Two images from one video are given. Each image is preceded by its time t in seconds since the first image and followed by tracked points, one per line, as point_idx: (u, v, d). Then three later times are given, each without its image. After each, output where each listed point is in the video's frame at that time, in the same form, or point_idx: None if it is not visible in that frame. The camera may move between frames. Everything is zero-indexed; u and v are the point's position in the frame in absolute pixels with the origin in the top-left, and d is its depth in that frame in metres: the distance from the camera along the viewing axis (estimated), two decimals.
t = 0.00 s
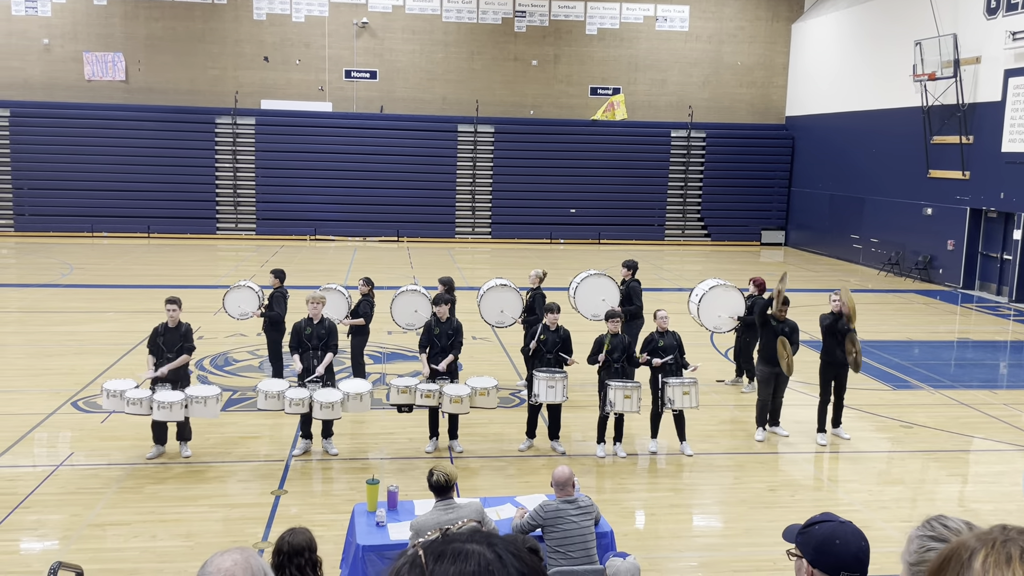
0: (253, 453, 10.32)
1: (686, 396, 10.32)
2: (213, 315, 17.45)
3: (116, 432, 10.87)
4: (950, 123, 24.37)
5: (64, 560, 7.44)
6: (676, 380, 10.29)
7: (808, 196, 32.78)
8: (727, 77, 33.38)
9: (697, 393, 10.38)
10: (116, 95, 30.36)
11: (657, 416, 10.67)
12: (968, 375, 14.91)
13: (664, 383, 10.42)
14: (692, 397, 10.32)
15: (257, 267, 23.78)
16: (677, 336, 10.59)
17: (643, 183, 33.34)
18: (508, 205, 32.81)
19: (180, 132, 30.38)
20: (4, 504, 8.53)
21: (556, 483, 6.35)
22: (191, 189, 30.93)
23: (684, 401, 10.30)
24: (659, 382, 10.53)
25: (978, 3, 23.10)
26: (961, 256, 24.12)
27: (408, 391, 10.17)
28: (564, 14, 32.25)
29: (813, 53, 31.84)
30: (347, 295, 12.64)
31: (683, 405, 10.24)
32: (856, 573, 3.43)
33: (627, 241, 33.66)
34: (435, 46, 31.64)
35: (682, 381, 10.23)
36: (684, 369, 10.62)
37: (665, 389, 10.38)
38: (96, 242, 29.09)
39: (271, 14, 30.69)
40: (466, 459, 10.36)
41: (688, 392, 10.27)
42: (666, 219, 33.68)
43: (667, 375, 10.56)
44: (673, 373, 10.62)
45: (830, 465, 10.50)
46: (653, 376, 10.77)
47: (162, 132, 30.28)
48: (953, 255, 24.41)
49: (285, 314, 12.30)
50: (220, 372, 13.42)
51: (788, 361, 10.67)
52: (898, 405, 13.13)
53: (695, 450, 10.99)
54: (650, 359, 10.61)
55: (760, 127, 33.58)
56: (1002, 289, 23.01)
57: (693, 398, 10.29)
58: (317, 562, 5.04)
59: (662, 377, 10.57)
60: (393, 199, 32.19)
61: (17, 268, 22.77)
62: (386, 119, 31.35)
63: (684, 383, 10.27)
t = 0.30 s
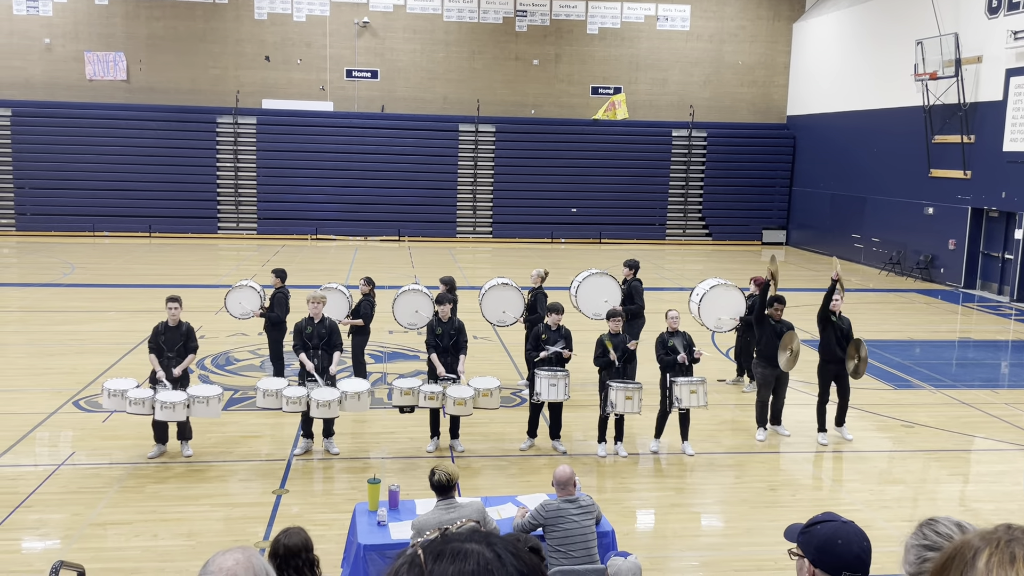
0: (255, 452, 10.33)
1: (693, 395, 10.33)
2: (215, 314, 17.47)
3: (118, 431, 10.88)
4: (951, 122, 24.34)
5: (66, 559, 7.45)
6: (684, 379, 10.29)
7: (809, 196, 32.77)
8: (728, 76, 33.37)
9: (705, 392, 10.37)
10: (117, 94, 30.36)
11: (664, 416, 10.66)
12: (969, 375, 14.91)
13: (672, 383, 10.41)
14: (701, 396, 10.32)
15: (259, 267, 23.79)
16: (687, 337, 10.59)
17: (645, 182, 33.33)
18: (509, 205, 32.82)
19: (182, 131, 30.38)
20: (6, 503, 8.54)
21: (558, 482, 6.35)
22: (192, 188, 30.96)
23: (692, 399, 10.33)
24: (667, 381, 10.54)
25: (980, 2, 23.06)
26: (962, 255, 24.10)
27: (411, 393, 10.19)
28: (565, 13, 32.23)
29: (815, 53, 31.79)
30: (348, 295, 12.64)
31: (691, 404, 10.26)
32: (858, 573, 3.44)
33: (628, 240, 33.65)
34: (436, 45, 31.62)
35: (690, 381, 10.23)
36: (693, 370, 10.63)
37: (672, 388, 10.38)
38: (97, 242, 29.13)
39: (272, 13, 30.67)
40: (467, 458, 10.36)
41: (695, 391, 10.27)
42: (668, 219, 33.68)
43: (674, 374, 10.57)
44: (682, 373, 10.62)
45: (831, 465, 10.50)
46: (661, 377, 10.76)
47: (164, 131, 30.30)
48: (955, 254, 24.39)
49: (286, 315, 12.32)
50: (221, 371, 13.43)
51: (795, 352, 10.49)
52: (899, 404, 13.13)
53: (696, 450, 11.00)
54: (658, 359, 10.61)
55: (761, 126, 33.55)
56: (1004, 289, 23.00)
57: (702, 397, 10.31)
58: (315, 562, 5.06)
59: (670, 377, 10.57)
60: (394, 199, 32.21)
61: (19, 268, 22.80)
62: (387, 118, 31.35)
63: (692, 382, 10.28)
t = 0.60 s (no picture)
0: (255, 451, 10.33)
1: (699, 394, 10.34)
2: (215, 314, 17.47)
3: (118, 430, 10.88)
4: (952, 122, 24.33)
5: (67, 558, 7.46)
6: (689, 378, 10.30)
7: (810, 195, 32.76)
8: (729, 76, 33.37)
9: (710, 391, 10.39)
10: (118, 93, 30.35)
11: (668, 415, 10.66)
12: (970, 374, 14.90)
13: (676, 382, 10.42)
14: (707, 394, 10.36)
15: (259, 266, 23.79)
16: (693, 337, 10.58)
17: (646, 182, 33.32)
18: (510, 204, 32.81)
19: (182, 130, 30.38)
20: (7, 503, 8.55)
21: (558, 481, 6.36)
22: (193, 187, 30.97)
23: (696, 398, 10.35)
24: (671, 381, 10.54)
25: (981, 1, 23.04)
26: (963, 255, 24.08)
27: (414, 391, 10.16)
28: (566, 12, 32.22)
29: (816, 53, 31.77)
30: (349, 294, 12.66)
31: (696, 403, 10.28)
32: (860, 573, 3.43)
33: (629, 240, 33.64)
34: (436, 44, 31.62)
35: (695, 380, 10.25)
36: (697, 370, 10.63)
37: (677, 388, 10.39)
38: (97, 241, 29.13)
39: (273, 13, 30.65)
40: (467, 458, 10.36)
41: (701, 390, 10.29)
42: (668, 218, 33.67)
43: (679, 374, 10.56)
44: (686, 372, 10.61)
45: (833, 465, 10.49)
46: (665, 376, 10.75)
47: (164, 131, 30.30)
48: (956, 254, 24.37)
49: (287, 315, 12.30)
50: (222, 370, 13.43)
51: (796, 350, 10.40)
52: (900, 404, 13.13)
53: (697, 449, 10.99)
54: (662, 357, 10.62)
55: (762, 126, 33.51)
56: (1005, 288, 22.99)
57: (707, 397, 10.32)
58: (312, 562, 5.07)
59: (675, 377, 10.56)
60: (394, 199, 32.20)
61: (20, 267, 22.80)
62: (387, 118, 31.35)
63: (697, 381, 10.29)
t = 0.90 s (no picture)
0: (256, 450, 10.33)
1: (697, 397, 10.32)
2: (216, 313, 17.47)
3: (119, 429, 10.88)
4: (953, 121, 24.32)
5: (67, 557, 7.45)
6: (688, 380, 10.28)
7: (811, 194, 32.75)
8: (730, 75, 33.36)
9: (709, 394, 10.35)
10: (119, 92, 30.35)
11: (665, 417, 10.62)
12: (971, 374, 14.89)
13: (676, 383, 10.41)
14: (705, 398, 10.30)
15: (259, 265, 23.78)
16: (691, 336, 10.55)
17: (647, 181, 33.32)
18: (511, 203, 32.81)
19: (183, 129, 30.38)
20: (7, 501, 8.55)
21: (559, 481, 6.37)
22: (193, 186, 30.97)
23: (695, 401, 10.30)
24: (670, 381, 10.53)
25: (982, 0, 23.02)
26: (964, 254, 24.06)
27: (413, 391, 10.14)
28: (567, 11, 32.21)
29: (817, 52, 31.74)
30: (350, 293, 12.66)
31: (695, 405, 10.25)
32: (861, 573, 3.42)
33: (630, 239, 33.63)
34: (437, 44, 31.61)
35: (694, 381, 10.23)
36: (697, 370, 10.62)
37: (676, 389, 10.38)
38: (98, 240, 29.12)
39: (274, 12, 30.63)
40: (468, 457, 10.35)
41: (700, 393, 10.25)
42: (669, 218, 33.66)
43: (678, 375, 10.55)
44: (684, 373, 10.61)
45: (834, 464, 10.47)
46: (664, 376, 10.75)
47: (165, 130, 30.29)
48: (956, 254, 24.36)
49: (288, 314, 12.30)
50: (222, 370, 13.43)
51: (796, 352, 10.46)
52: (901, 403, 13.12)
53: (698, 449, 10.98)
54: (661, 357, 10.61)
55: (764, 125, 33.48)
56: (1006, 288, 22.97)
57: (705, 399, 10.28)
58: (312, 563, 5.07)
59: (674, 377, 10.56)
60: (395, 198, 32.21)
61: (20, 266, 22.81)
62: (388, 117, 31.35)
63: (695, 383, 10.27)
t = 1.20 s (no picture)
0: (256, 450, 10.33)
1: (695, 395, 10.32)
2: (216, 312, 17.47)
3: (119, 428, 10.89)
4: (953, 121, 24.32)
5: (67, 556, 7.45)
6: (685, 379, 10.30)
7: (811, 194, 32.76)
8: (731, 75, 33.38)
9: (705, 392, 10.37)
10: (119, 91, 30.33)
11: (664, 417, 10.63)
12: (972, 373, 14.89)
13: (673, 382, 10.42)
14: (701, 396, 10.33)
15: (260, 264, 23.79)
16: (689, 336, 10.54)
17: (647, 181, 33.32)
18: (511, 203, 32.82)
19: (183, 128, 30.37)
20: (7, 500, 8.55)
21: (560, 480, 6.36)
22: (193, 185, 30.96)
23: (692, 399, 10.33)
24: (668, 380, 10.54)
25: None
26: (964, 254, 24.06)
27: (415, 390, 10.13)
28: (567, 10, 32.23)
29: (817, 52, 31.75)
30: (350, 291, 12.67)
31: (691, 404, 10.27)
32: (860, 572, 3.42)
33: (630, 238, 33.64)
34: (438, 43, 31.62)
35: (691, 381, 10.24)
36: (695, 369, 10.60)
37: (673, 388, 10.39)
38: (98, 239, 29.12)
39: (274, 10, 30.63)
40: (468, 456, 10.35)
41: (697, 391, 10.27)
42: (670, 217, 33.67)
43: (676, 374, 10.56)
44: (682, 373, 10.61)
45: (834, 463, 10.48)
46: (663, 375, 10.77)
47: (166, 130, 30.29)
48: (957, 253, 24.37)
49: (288, 313, 12.30)
50: (223, 369, 13.43)
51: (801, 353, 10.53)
52: (901, 402, 13.12)
53: (698, 448, 10.99)
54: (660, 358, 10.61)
55: (764, 124, 33.48)
56: (1006, 287, 22.97)
57: (702, 398, 10.30)
58: (314, 564, 5.06)
59: (671, 376, 10.58)
60: (396, 198, 32.22)
61: (21, 265, 22.80)
62: (389, 116, 31.36)
63: (692, 382, 10.28)
